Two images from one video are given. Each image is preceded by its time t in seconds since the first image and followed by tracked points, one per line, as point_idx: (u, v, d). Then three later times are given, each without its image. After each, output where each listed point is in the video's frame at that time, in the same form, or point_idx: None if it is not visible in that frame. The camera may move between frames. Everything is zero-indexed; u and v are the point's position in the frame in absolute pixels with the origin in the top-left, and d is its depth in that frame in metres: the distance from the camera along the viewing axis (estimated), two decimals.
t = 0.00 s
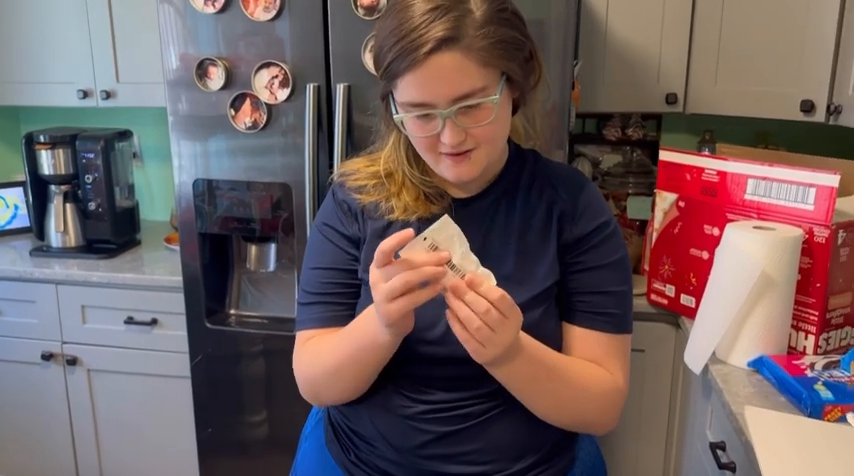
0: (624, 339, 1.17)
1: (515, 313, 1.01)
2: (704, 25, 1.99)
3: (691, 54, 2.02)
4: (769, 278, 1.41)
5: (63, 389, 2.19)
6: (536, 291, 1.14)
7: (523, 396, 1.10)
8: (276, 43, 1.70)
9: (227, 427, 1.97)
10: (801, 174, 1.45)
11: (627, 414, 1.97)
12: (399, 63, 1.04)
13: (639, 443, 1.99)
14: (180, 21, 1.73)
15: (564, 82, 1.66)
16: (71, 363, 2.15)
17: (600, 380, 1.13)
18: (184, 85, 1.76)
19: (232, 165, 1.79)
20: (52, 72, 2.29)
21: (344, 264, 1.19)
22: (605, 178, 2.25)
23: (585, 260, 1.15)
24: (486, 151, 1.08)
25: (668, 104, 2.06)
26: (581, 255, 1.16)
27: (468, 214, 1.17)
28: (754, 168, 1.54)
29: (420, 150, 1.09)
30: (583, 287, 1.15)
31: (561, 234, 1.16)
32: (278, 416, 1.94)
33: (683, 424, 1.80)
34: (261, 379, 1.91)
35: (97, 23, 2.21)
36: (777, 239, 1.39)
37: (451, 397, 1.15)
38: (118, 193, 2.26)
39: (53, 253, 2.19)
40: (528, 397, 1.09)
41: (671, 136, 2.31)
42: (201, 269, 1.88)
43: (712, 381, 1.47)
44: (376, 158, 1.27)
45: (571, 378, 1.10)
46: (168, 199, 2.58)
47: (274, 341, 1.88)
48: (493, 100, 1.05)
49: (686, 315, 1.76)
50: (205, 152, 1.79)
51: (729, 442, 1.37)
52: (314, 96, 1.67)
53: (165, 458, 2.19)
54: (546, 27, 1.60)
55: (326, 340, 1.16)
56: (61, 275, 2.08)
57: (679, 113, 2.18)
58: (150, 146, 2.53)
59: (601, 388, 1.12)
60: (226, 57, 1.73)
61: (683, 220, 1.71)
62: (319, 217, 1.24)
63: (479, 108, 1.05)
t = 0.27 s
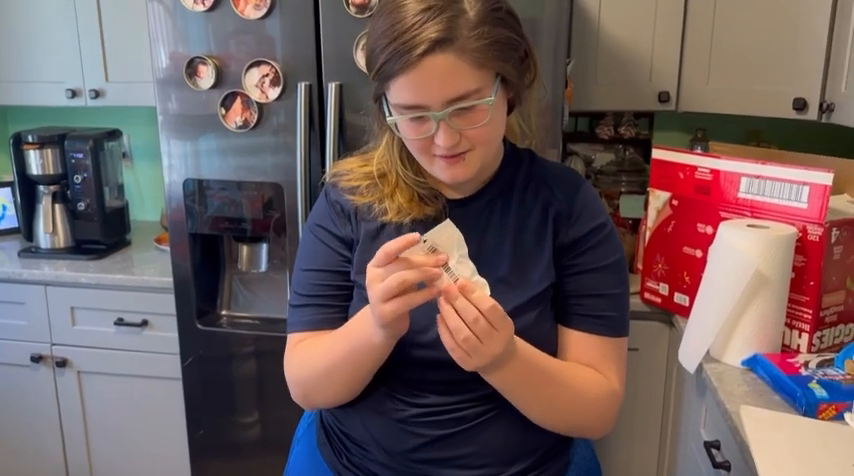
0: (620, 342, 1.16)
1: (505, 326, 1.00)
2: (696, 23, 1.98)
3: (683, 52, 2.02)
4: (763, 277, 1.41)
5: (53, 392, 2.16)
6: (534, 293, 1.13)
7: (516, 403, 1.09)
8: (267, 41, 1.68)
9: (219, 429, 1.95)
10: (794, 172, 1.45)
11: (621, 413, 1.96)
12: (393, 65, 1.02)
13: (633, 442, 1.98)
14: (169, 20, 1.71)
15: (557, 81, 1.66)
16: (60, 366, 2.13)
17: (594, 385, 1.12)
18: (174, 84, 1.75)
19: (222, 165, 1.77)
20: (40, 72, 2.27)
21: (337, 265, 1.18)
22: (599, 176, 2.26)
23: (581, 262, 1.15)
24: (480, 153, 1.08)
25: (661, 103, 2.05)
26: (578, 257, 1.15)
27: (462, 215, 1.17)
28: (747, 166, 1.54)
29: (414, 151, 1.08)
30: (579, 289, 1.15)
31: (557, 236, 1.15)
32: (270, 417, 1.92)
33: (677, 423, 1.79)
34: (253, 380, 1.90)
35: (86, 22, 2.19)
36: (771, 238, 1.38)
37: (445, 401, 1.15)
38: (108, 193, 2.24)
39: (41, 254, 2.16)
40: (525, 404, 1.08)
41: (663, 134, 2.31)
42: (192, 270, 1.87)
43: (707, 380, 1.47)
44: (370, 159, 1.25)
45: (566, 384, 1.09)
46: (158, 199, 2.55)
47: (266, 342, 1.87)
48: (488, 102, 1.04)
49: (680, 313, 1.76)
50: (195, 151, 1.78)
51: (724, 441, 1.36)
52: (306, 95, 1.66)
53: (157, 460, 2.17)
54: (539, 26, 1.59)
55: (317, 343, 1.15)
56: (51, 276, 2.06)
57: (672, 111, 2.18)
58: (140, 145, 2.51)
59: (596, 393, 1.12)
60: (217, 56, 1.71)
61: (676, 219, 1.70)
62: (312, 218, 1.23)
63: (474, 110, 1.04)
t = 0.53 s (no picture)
0: (617, 342, 1.16)
1: (530, 313, 0.98)
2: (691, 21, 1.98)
3: (677, 50, 2.02)
4: (758, 275, 1.41)
5: (45, 393, 2.15)
6: (526, 293, 1.12)
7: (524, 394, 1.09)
8: (260, 40, 1.67)
9: (212, 430, 1.94)
10: (789, 171, 1.45)
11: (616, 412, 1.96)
12: (390, 59, 1.01)
13: (628, 441, 1.98)
14: (161, 18, 1.70)
15: (552, 80, 1.65)
16: (52, 367, 2.11)
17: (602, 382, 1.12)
18: (166, 83, 1.73)
19: (215, 164, 1.76)
20: (32, 71, 2.25)
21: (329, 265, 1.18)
22: (592, 175, 2.24)
23: (580, 262, 1.14)
24: (476, 150, 1.07)
25: (655, 101, 2.05)
26: (576, 257, 1.15)
27: (456, 215, 1.16)
28: (743, 164, 1.53)
29: (409, 148, 1.07)
30: (577, 289, 1.14)
31: (554, 236, 1.15)
32: (265, 418, 1.91)
33: (672, 422, 1.79)
34: (247, 381, 1.89)
35: (77, 20, 2.17)
36: (766, 236, 1.38)
37: (438, 399, 1.14)
38: (100, 193, 2.22)
39: (33, 254, 2.15)
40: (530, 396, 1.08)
41: (657, 133, 2.31)
42: (185, 270, 1.85)
43: (702, 379, 1.47)
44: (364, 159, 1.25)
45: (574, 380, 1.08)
46: (151, 199, 2.54)
47: (260, 342, 1.86)
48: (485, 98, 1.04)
49: (674, 312, 1.76)
50: (188, 150, 1.76)
51: (720, 440, 1.36)
52: (300, 94, 1.65)
53: (150, 461, 2.16)
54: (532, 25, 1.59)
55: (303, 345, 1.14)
56: (42, 277, 2.04)
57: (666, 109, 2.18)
58: (132, 145, 2.49)
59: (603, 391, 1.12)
60: (209, 55, 1.70)
61: (671, 217, 1.70)
62: (306, 218, 1.22)
63: (470, 106, 1.03)
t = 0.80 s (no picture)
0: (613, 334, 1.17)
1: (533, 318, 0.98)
2: (687, 21, 1.98)
3: (674, 50, 2.02)
4: (756, 274, 1.40)
5: (39, 394, 2.14)
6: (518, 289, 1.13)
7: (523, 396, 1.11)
8: (255, 39, 1.66)
9: (208, 431, 1.93)
10: (785, 170, 1.45)
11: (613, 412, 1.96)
12: (385, 55, 1.01)
13: (625, 441, 1.98)
14: (156, 17, 1.69)
15: (548, 80, 1.65)
16: (46, 368, 2.10)
17: (599, 374, 1.14)
18: (161, 82, 1.72)
19: (211, 164, 1.75)
20: (25, 70, 2.24)
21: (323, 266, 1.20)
22: (588, 175, 2.25)
23: (575, 258, 1.16)
24: (470, 147, 1.06)
25: (651, 100, 2.05)
26: (571, 253, 1.16)
27: (450, 211, 1.17)
28: (739, 164, 1.53)
29: (404, 143, 1.07)
30: (574, 285, 1.15)
31: (550, 232, 1.16)
32: (261, 419, 1.90)
33: (669, 422, 1.79)
34: (242, 381, 1.88)
35: (70, 20, 2.16)
36: (763, 235, 1.38)
37: (434, 395, 1.14)
38: (94, 193, 2.21)
39: (27, 255, 2.13)
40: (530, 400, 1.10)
41: (653, 132, 2.31)
42: (179, 270, 1.85)
43: (699, 378, 1.46)
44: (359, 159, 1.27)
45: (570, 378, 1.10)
46: (145, 200, 2.53)
47: (256, 343, 1.85)
48: (479, 95, 1.03)
49: (671, 311, 1.75)
50: (183, 150, 1.75)
51: (717, 440, 1.36)
52: (295, 93, 1.64)
53: (145, 463, 2.15)
54: (528, 24, 1.59)
55: (299, 351, 1.16)
56: (36, 277, 2.03)
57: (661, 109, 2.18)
58: (126, 145, 2.48)
59: (602, 381, 1.13)
60: (204, 54, 1.69)
61: (668, 217, 1.70)
62: (301, 218, 1.24)
63: (464, 103, 1.03)
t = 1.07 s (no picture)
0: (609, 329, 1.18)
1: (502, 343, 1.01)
2: (686, 20, 1.97)
3: (673, 49, 2.01)
4: (755, 275, 1.40)
5: (36, 395, 2.13)
6: (512, 282, 1.13)
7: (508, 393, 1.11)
8: (253, 38, 1.66)
9: (207, 431, 1.93)
10: (785, 170, 1.45)
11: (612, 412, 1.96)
12: (377, 50, 1.02)
13: (624, 441, 1.98)
14: (154, 16, 1.68)
15: (548, 79, 1.63)
16: (44, 368, 2.09)
17: (588, 364, 1.15)
18: (159, 81, 1.72)
19: (209, 164, 1.74)
20: (23, 69, 2.23)
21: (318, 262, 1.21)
22: (587, 174, 2.25)
23: (569, 253, 1.16)
24: (462, 142, 1.06)
25: (650, 100, 2.04)
26: (565, 248, 1.16)
27: (445, 207, 1.18)
28: (739, 164, 1.53)
29: (396, 139, 1.07)
30: (568, 280, 1.16)
31: (544, 227, 1.16)
32: (260, 419, 1.90)
33: (668, 422, 1.79)
34: (241, 382, 1.87)
35: (68, 19, 2.15)
36: (763, 235, 1.38)
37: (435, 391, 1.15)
38: (92, 193, 2.20)
39: (24, 254, 2.13)
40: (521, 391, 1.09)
41: (652, 132, 2.30)
42: (177, 270, 1.84)
43: (699, 379, 1.46)
44: (353, 157, 1.27)
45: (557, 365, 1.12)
46: (143, 200, 2.52)
47: (255, 344, 1.84)
48: (470, 89, 1.03)
49: (671, 312, 1.75)
50: (181, 150, 1.75)
51: (717, 440, 1.36)
52: (293, 92, 1.64)
53: (144, 464, 2.14)
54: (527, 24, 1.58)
55: (298, 355, 1.17)
56: (34, 277, 2.02)
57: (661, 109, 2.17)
58: (124, 144, 2.47)
59: (592, 369, 1.15)
60: (202, 53, 1.68)
61: (667, 217, 1.70)
62: (296, 216, 1.24)
63: (455, 98, 1.03)
